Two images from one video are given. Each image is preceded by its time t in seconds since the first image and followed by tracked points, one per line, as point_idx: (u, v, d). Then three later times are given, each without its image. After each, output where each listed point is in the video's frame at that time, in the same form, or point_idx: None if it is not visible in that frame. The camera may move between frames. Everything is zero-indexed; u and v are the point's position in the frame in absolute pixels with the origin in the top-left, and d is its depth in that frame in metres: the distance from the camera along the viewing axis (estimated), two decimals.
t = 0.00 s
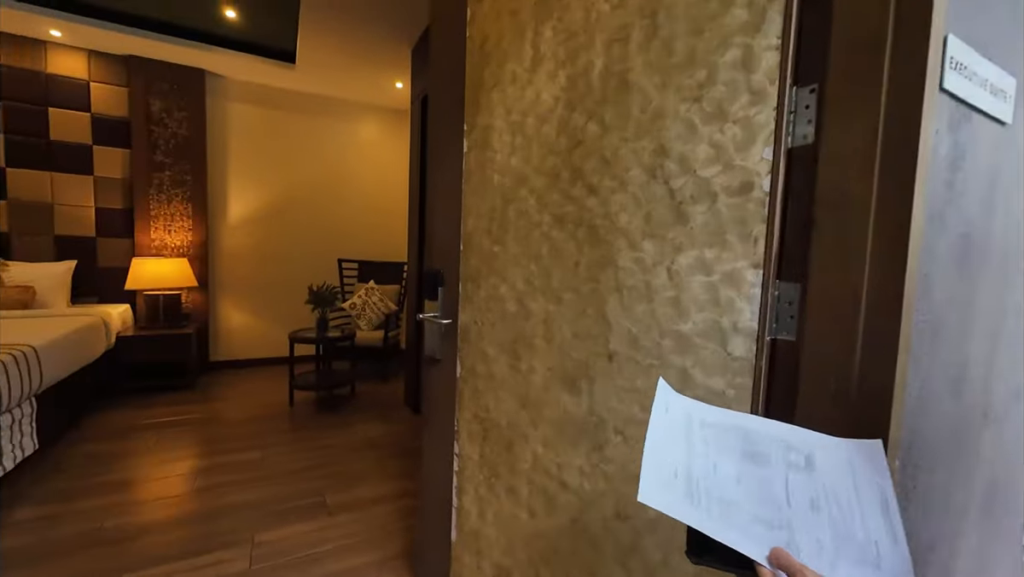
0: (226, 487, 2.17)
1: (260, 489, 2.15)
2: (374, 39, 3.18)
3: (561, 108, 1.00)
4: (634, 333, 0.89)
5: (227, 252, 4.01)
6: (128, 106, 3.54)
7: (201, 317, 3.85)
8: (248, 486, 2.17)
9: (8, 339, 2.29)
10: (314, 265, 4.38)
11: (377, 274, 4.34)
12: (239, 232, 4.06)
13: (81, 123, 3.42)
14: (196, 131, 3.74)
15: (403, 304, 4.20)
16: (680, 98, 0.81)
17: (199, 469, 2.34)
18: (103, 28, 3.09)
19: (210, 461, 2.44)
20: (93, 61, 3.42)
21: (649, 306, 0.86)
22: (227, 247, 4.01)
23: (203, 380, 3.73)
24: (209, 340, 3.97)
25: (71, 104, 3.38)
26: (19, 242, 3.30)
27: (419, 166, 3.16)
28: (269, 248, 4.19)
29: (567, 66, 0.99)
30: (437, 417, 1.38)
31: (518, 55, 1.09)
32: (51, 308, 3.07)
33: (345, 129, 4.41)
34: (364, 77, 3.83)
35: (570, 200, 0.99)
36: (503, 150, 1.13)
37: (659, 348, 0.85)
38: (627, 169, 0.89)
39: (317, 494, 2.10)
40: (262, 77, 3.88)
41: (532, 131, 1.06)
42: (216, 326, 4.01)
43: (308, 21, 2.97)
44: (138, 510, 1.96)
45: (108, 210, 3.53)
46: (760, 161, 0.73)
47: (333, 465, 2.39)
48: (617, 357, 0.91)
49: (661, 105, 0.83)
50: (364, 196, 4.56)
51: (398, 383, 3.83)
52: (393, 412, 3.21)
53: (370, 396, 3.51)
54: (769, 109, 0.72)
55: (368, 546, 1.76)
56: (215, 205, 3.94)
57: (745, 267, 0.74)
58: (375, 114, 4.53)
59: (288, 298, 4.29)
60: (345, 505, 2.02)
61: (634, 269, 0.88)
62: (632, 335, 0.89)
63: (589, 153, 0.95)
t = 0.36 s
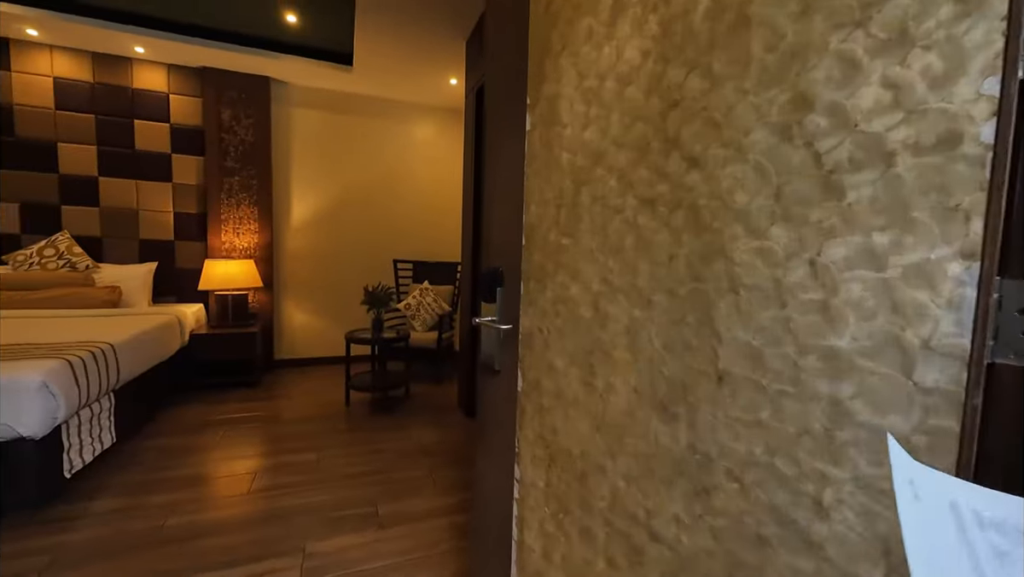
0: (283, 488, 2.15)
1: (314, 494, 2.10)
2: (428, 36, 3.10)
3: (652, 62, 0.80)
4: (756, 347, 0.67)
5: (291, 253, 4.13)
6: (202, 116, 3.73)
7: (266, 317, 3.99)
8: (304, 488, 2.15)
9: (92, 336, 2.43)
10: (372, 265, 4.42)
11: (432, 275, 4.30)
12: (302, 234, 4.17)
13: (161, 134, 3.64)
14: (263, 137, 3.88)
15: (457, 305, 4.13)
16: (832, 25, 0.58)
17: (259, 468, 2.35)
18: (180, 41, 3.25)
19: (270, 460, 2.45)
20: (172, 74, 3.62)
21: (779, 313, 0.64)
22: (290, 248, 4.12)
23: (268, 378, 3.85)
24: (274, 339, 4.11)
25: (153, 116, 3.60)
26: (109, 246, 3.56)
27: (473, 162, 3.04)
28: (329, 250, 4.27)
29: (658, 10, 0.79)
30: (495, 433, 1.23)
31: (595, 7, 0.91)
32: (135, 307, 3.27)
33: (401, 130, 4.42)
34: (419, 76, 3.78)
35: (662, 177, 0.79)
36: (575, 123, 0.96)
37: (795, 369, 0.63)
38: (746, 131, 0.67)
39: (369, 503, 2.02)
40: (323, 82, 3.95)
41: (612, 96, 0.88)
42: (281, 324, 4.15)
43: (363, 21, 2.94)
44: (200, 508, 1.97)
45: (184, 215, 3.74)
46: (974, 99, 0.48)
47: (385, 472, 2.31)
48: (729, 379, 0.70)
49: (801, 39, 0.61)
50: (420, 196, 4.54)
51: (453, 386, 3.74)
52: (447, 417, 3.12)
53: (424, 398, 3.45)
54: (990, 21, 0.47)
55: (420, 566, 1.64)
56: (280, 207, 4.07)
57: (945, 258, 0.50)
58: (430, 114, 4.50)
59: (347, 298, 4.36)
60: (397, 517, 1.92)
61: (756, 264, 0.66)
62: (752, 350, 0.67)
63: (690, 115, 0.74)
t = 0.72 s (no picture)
0: (331, 489, 2.13)
1: (361, 498, 2.06)
2: (478, 30, 3.01)
3: (754, 9, 0.64)
4: (912, 378, 0.49)
5: (344, 254, 4.21)
6: (262, 122, 3.87)
7: (320, 316, 4.09)
8: (352, 490, 2.12)
9: (160, 333, 2.55)
10: (419, 265, 4.42)
11: (480, 275, 4.22)
12: (354, 234, 4.23)
13: (226, 140, 3.81)
14: (317, 141, 3.97)
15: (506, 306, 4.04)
16: None
17: (309, 467, 2.36)
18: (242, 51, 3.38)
19: (319, 459, 2.46)
20: (235, 83, 3.79)
21: (960, 333, 0.46)
22: (343, 249, 4.20)
23: (321, 375, 3.94)
24: (328, 337, 4.21)
25: (219, 124, 3.79)
26: (180, 247, 3.78)
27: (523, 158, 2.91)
28: (380, 250, 4.31)
29: None
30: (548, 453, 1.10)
31: None
32: (201, 305, 3.45)
33: (450, 129, 4.39)
34: (468, 73, 3.71)
35: (768, 152, 0.62)
36: (648, 97, 0.82)
37: (988, 414, 0.44)
38: (903, 84, 0.49)
39: (416, 511, 1.96)
40: (375, 84, 3.99)
41: (698, 59, 0.73)
42: (334, 323, 4.24)
43: (413, 20, 2.90)
44: (252, 505, 1.99)
45: (246, 217, 3.90)
46: None
47: (432, 478, 2.24)
48: (872, 417, 0.52)
49: None
50: (469, 195, 4.49)
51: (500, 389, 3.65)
52: (495, 421, 3.02)
53: (471, 401, 3.38)
54: None
55: None
56: (334, 209, 4.16)
57: None
58: (479, 112, 4.44)
59: (396, 298, 4.39)
60: (443, 529, 1.84)
61: (918, 264, 0.48)
62: (911, 381, 0.49)
63: (809, 70, 0.57)
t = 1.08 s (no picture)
0: (381, 493, 2.09)
1: (409, 505, 2.00)
2: (535, 20, 2.87)
3: None
4: None
5: (400, 254, 4.26)
6: (325, 126, 3.99)
7: (377, 315, 4.15)
8: (401, 496, 2.06)
9: (227, 330, 2.66)
10: (472, 265, 4.36)
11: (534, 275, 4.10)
12: (410, 234, 4.26)
13: (292, 145, 3.97)
14: (376, 142, 4.03)
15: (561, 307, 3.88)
16: None
17: (361, 468, 2.35)
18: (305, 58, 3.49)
19: (371, 460, 2.44)
20: (300, 90, 3.94)
21: None
22: (399, 249, 4.24)
23: (378, 374, 4.00)
24: (384, 336, 4.28)
25: (285, 130, 3.95)
26: (251, 248, 3.99)
27: (581, 151, 2.73)
28: (434, 251, 4.31)
29: None
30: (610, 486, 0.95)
31: None
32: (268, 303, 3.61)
33: (505, 126, 4.29)
34: (525, 66, 3.59)
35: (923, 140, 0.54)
36: (746, 51, 0.72)
37: None
38: None
39: (465, 524, 1.86)
40: (431, 84, 3.98)
41: None
42: (390, 323, 4.30)
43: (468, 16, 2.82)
44: (308, 503, 2.00)
45: (310, 219, 4.05)
46: None
47: (481, 488, 2.14)
48: None
49: None
50: (524, 193, 4.38)
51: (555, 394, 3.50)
52: (549, 430, 2.88)
53: (524, 406, 3.25)
54: None
55: None
56: (391, 210, 4.21)
57: None
58: (535, 107, 4.30)
59: (450, 299, 4.36)
60: (493, 547, 1.73)
61: None
62: None
63: None
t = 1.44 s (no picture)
0: (427, 505, 2.05)
1: (454, 520, 1.94)
2: (592, 15, 2.73)
3: None
4: None
5: (453, 258, 4.27)
6: (382, 133, 4.08)
7: (430, 319, 4.19)
8: (446, 510, 2.01)
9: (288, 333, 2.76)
10: (525, 269, 4.28)
11: (589, 281, 3.94)
12: (463, 239, 4.26)
13: (352, 153, 4.11)
14: (430, 148, 4.06)
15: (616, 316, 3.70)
16: None
17: (410, 475, 2.33)
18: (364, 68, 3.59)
19: (419, 468, 2.43)
20: (360, 99, 4.06)
21: None
22: (452, 254, 4.26)
23: (430, 378, 4.03)
24: (437, 340, 4.31)
25: (346, 138, 4.09)
26: (314, 253, 4.18)
27: (641, 151, 2.55)
28: (487, 255, 4.28)
29: None
30: (685, 544, 0.84)
31: None
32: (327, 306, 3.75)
33: (560, 127, 4.17)
34: (581, 64, 3.45)
35: None
36: (875, 17, 0.56)
37: None
38: None
39: (510, 547, 1.77)
40: (486, 87, 3.95)
41: None
42: (443, 327, 4.33)
43: (522, 16, 2.74)
44: (357, 510, 2.00)
45: (367, 224, 4.16)
46: None
47: (528, 508, 2.04)
48: None
49: None
50: (579, 195, 4.23)
51: (609, 407, 3.33)
52: (603, 446, 2.72)
53: (576, 419, 3.11)
54: None
55: None
56: (445, 214, 4.23)
57: None
58: (591, 106, 4.14)
59: (502, 304, 4.31)
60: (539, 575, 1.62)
61: None
62: None
63: None
